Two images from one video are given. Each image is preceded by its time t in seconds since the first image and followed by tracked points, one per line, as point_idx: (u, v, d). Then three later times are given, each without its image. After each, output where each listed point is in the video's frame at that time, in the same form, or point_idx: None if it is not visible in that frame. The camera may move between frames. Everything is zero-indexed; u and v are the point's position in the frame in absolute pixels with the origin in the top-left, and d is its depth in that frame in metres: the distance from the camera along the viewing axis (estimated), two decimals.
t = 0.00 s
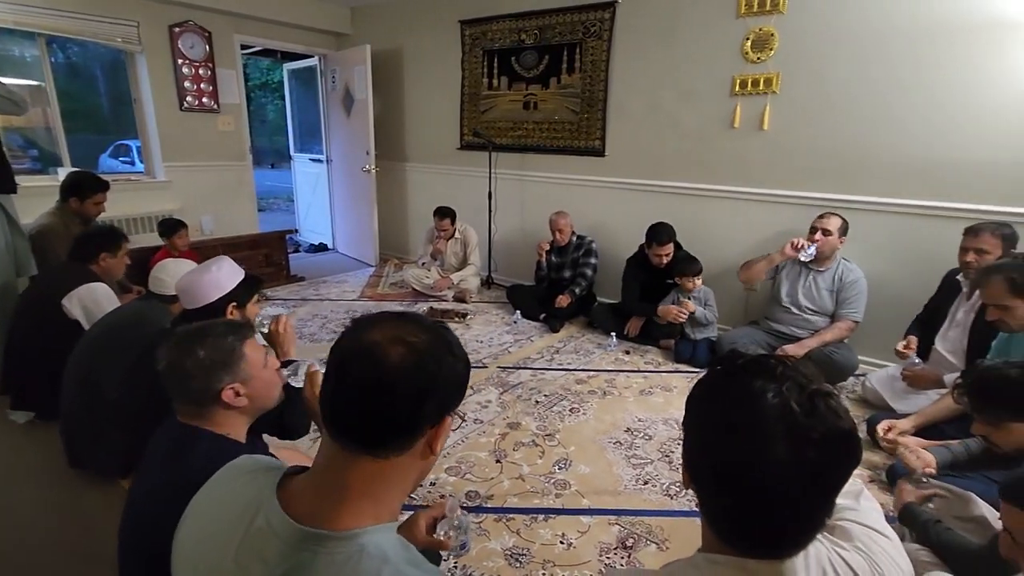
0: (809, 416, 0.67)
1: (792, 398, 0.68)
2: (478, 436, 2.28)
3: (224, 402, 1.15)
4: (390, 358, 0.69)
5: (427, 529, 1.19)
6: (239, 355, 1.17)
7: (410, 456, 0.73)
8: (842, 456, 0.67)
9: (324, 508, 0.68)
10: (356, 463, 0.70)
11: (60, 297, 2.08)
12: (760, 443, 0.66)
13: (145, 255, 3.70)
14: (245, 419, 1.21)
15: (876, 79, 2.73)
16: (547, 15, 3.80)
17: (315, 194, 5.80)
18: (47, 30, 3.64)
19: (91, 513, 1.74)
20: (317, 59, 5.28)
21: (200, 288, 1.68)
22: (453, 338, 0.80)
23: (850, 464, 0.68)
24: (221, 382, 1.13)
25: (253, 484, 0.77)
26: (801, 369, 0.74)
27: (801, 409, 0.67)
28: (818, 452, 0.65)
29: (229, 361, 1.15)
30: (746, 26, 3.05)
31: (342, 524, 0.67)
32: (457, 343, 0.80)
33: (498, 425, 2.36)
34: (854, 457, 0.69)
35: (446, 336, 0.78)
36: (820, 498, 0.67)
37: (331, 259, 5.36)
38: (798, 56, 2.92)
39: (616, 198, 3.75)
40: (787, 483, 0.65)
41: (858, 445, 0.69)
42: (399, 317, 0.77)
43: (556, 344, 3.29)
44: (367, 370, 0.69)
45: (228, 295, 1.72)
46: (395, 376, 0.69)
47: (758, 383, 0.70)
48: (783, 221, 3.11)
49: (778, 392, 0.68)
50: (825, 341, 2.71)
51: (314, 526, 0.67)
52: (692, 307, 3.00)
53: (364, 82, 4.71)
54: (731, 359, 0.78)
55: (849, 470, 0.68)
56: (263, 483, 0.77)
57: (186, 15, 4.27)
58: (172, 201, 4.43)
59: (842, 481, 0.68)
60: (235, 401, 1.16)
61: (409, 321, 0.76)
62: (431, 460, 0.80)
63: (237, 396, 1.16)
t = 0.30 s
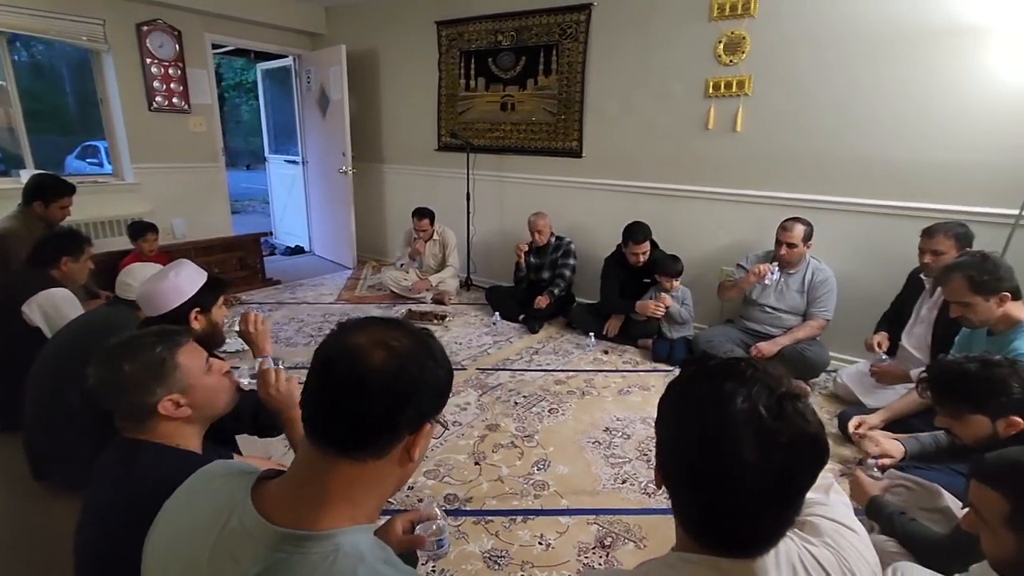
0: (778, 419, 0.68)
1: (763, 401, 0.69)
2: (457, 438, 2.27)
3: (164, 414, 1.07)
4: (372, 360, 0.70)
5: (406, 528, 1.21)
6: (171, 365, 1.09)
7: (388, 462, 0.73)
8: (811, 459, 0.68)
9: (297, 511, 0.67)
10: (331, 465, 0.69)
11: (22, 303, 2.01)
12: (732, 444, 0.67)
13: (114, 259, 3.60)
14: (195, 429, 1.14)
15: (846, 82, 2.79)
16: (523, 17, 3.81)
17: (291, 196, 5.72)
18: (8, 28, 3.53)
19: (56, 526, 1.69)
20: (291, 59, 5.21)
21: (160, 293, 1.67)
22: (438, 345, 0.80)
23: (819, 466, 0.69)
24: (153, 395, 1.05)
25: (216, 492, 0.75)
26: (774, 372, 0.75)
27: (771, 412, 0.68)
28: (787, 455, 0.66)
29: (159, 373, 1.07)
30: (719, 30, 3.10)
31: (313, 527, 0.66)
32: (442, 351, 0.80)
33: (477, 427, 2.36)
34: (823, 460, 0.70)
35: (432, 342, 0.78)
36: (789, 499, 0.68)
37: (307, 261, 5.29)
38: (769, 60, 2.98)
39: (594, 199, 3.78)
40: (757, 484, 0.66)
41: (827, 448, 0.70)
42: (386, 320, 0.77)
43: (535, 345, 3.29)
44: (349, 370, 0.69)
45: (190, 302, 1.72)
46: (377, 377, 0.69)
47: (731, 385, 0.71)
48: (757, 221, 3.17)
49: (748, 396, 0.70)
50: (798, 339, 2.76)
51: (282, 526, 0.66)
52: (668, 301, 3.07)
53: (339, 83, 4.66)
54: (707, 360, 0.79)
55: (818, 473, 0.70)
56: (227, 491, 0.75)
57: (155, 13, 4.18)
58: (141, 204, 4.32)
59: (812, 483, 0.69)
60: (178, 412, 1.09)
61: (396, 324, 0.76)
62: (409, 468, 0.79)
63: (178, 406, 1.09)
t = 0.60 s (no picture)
0: (755, 422, 0.69)
1: (742, 403, 0.70)
2: (441, 439, 2.26)
3: (117, 426, 0.99)
4: (354, 365, 0.69)
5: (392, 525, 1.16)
6: (120, 374, 1.00)
7: (369, 466, 0.72)
8: (787, 461, 0.69)
9: (274, 517, 0.67)
10: (310, 471, 0.68)
11: None
12: (710, 444, 0.68)
13: (86, 263, 3.52)
14: (157, 437, 1.06)
15: (821, 83, 2.84)
16: (503, 17, 3.81)
17: (270, 197, 5.64)
18: None
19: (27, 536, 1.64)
20: (268, 59, 5.13)
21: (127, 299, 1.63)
22: (420, 350, 0.79)
23: (795, 466, 0.70)
24: (104, 407, 0.97)
25: (186, 503, 0.72)
26: (752, 373, 0.76)
27: (750, 415, 0.69)
28: (763, 457, 0.67)
29: (107, 382, 0.98)
30: (696, 31, 3.13)
31: (289, 533, 0.66)
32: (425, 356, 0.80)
33: (460, 428, 2.35)
34: (798, 462, 0.71)
35: (416, 346, 0.77)
36: (765, 500, 0.69)
37: (287, 263, 5.22)
38: (745, 61, 3.02)
39: (575, 199, 3.79)
40: (734, 485, 0.67)
41: (803, 450, 0.71)
42: (369, 324, 0.76)
43: (518, 344, 3.29)
44: (329, 376, 0.68)
45: (160, 306, 1.68)
46: (358, 383, 0.68)
47: (710, 388, 0.72)
48: (735, 220, 3.21)
49: (727, 398, 0.70)
50: (776, 335, 2.81)
51: (257, 531, 0.65)
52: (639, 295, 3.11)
53: (318, 83, 4.62)
54: (688, 361, 0.80)
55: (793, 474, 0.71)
56: (197, 503, 0.72)
57: (126, 11, 4.08)
58: (115, 206, 4.23)
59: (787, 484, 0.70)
60: (133, 422, 1.01)
61: (379, 329, 0.75)
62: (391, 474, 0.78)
63: (133, 415, 1.00)
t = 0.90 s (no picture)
0: (727, 424, 0.69)
1: (714, 405, 0.71)
2: (424, 440, 2.25)
3: (78, 436, 0.96)
4: (325, 373, 0.68)
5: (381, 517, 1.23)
6: (76, 384, 0.98)
7: (345, 472, 0.71)
8: (757, 462, 0.70)
9: (247, 527, 0.66)
10: (284, 479, 0.68)
11: None
12: (683, 446, 0.69)
13: (59, 267, 3.44)
14: (121, 445, 1.04)
15: (798, 82, 2.88)
16: (482, 17, 3.81)
17: (249, 199, 5.57)
18: None
19: None
20: (245, 59, 5.07)
21: (97, 305, 1.60)
22: (395, 352, 0.78)
23: (766, 466, 0.71)
24: (64, 416, 0.94)
25: (156, 510, 0.72)
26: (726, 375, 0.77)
27: (722, 417, 0.70)
28: (735, 458, 0.68)
29: (60, 393, 0.95)
30: (674, 31, 3.17)
31: (263, 543, 0.65)
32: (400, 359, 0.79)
33: (444, 429, 2.34)
34: (769, 461, 0.72)
35: (389, 350, 0.77)
36: (737, 500, 0.70)
37: (267, 266, 5.16)
38: (721, 61, 3.06)
39: (557, 198, 3.80)
40: (707, 486, 0.68)
41: (774, 450, 0.73)
42: (341, 328, 0.75)
43: (501, 344, 3.29)
44: (301, 386, 0.67)
45: (131, 310, 1.65)
46: (330, 391, 0.67)
47: (683, 391, 0.72)
48: (715, 218, 3.24)
49: (699, 400, 0.71)
50: (756, 332, 2.85)
51: (230, 542, 0.65)
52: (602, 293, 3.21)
53: (297, 83, 4.57)
54: (663, 362, 0.80)
55: (764, 474, 0.72)
56: (167, 509, 0.71)
57: (98, 10, 4.00)
58: (88, 209, 4.14)
59: (759, 483, 0.71)
60: (93, 431, 0.98)
61: (351, 333, 0.74)
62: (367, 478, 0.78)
63: (94, 424, 0.98)
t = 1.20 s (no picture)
0: (701, 426, 0.69)
1: (688, 408, 0.70)
2: (406, 442, 2.23)
3: (38, 446, 0.94)
4: (283, 384, 0.65)
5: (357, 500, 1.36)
6: (35, 393, 0.94)
7: (313, 480, 0.70)
8: (730, 464, 0.70)
9: (215, 541, 0.64)
10: (250, 491, 0.66)
11: None
12: (657, 449, 0.69)
13: (28, 272, 3.35)
14: (84, 454, 1.02)
15: (776, 80, 2.91)
16: (462, 15, 3.79)
17: (227, 201, 5.48)
18: None
19: None
20: (221, 58, 4.98)
21: (64, 311, 1.55)
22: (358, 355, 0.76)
23: (738, 467, 0.72)
24: (22, 427, 0.91)
25: (119, 519, 0.70)
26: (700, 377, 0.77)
27: (695, 420, 0.69)
28: (708, 461, 0.68)
29: (19, 402, 0.92)
30: (653, 30, 3.18)
31: (231, 555, 0.64)
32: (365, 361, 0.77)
33: (427, 430, 2.33)
34: (743, 461, 0.72)
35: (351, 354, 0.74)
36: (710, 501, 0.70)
37: (247, 268, 5.08)
38: (699, 59, 3.08)
39: (539, 197, 3.80)
40: (680, 488, 0.68)
41: (748, 450, 0.73)
42: (299, 333, 0.72)
43: (485, 344, 3.28)
44: (256, 399, 0.64)
45: (100, 315, 1.60)
46: (289, 402, 0.65)
47: (657, 393, 0.72)
48: (696, 216, 3.27)
49: (672, 403, 0.71)
50: (736, 328, 2.88)
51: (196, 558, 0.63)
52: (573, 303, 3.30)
53: (274, 83, 4.50)
54: (637, 363, 0.80)
55: (737, 474, 0.72)
56: (132, 519, 0.70)
57: (66, 8, 3.89)
58: (58, 212, 4.04)
59: (732, 484, 0.72)
60: (54, 442, 0.96)
61: (309, 338, 0.71)
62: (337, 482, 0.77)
63: (54, 435, 0.96)
